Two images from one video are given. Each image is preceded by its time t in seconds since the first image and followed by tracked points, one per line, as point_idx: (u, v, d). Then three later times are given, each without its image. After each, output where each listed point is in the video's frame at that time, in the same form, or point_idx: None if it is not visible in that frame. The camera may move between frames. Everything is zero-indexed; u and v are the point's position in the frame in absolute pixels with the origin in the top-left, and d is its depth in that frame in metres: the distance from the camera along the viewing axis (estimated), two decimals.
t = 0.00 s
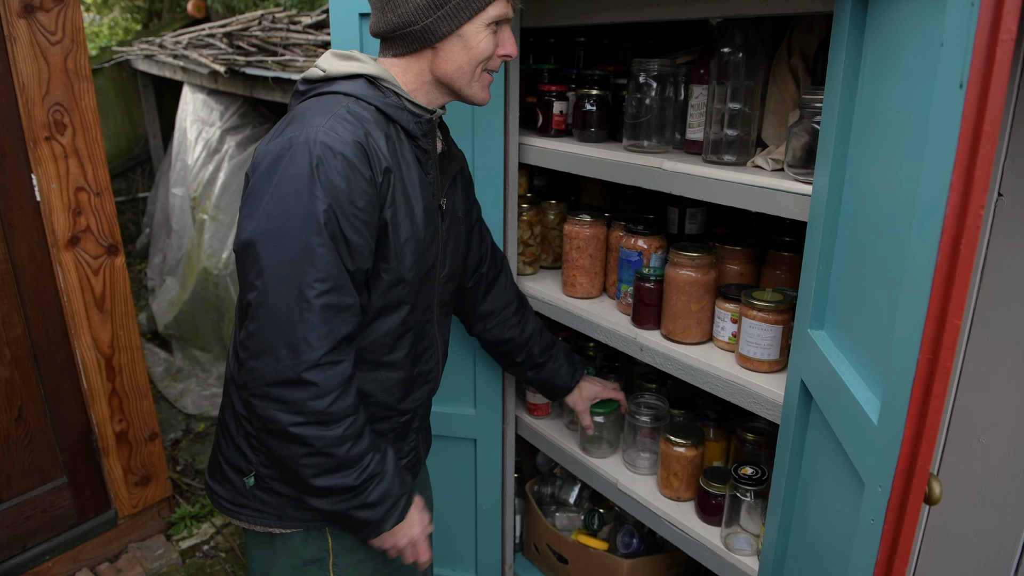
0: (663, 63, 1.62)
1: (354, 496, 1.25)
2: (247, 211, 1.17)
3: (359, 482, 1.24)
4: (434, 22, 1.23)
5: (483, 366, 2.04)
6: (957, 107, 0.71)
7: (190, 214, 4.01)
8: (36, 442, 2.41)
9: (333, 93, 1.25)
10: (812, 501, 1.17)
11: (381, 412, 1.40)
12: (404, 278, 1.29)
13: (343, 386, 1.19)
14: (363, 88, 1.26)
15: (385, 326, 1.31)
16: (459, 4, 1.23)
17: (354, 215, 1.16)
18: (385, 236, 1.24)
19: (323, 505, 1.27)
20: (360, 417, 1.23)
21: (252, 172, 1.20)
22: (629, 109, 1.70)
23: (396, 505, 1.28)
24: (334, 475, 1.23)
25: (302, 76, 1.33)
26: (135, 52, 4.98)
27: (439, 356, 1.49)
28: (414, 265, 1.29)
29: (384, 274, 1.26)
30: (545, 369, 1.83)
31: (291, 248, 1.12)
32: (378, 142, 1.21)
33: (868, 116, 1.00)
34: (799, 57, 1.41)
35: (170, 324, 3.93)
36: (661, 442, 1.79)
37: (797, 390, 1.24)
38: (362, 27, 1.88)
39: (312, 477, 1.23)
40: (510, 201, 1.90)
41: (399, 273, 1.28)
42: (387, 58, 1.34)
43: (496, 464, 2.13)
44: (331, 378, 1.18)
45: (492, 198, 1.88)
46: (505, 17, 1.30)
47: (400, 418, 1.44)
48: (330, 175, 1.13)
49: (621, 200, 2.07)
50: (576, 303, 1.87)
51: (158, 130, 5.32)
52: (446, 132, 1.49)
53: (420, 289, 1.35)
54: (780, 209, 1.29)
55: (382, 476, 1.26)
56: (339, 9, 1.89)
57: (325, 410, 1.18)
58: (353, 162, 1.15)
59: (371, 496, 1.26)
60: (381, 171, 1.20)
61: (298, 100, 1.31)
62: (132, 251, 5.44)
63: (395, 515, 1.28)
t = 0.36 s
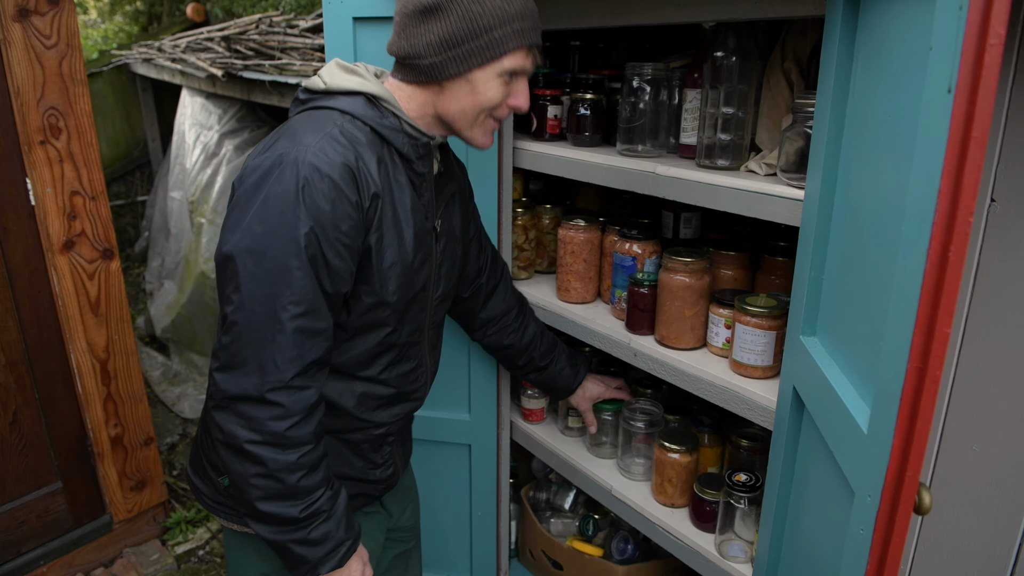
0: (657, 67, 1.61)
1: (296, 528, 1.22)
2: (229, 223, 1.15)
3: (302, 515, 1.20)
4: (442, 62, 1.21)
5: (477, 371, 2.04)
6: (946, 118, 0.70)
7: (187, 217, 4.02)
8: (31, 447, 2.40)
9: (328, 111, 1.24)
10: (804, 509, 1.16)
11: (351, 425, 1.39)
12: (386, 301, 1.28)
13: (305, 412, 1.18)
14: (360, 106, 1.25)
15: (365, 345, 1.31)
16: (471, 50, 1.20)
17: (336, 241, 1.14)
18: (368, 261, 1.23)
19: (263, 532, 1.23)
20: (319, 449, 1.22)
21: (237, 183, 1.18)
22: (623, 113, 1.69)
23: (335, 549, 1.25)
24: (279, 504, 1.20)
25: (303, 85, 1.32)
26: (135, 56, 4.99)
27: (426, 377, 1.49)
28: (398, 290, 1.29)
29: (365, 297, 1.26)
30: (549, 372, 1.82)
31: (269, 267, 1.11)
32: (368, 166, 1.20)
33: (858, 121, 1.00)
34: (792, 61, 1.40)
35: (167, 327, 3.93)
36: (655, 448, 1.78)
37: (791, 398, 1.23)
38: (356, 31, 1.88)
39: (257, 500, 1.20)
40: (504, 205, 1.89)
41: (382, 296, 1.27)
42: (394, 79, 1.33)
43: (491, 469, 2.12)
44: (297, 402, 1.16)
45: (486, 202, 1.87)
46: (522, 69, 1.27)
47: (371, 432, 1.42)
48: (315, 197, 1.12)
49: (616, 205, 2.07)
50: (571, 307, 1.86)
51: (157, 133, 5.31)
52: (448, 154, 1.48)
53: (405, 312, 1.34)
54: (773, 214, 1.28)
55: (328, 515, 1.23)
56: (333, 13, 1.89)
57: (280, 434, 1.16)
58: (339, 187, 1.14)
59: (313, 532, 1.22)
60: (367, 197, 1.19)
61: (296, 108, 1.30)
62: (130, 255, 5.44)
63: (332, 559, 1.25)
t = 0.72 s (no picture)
0: (645, 71, 1.62)
1: (249, 552, 1.19)
2: (220, 257, 1.08)
3: (256, 540, 1.18)
4: (463, 140, 1.17)
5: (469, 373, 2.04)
6: (921, 114, 0.70)
7: (185, 222, 4.03)
8: (25, 449, 2.41)
9: (339, 159, 1.18)
10: (789, 508, 1.16)
11: (306, 447, 1.39)
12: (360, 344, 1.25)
13: (264, 447, 1.15)
14: (372, 160, 1.19)
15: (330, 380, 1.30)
16: (495, 135, 1.16)
17: (323, 300, 1.10)
18: (349, 317, 1.20)
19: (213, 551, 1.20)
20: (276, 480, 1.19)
21: (233, 215, 1.11)
22: (613, 117, 1.70)
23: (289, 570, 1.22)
24: (233, 529, 1.17)
25: (320, 116, 1.26)
26: (134, 61, 5.02)
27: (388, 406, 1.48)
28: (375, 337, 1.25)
29: (341, 343, 1.23)
30: (453, 401, 1.83)
31: (254, 312, 1.05)
32: (371, 229, 1.15)
33: (839, 119, 1.00)
34: (780, 64, 1.40)
35: (164, 331, 3.94)
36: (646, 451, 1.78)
37: (776, 398, 1.23)
38: (349, 34, 1.89)
39: (211, 526, 1.16)
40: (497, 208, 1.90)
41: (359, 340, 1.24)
42: (413, 134, 1.27)
43: (473, 472, 2.11)
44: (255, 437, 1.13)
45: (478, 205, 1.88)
46: (541, 155, 1.23)
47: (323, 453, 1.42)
48: (311, 254, 1.06)
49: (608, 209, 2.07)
50: (562, 310, 1.86)
51: (156, 138, 5.33)
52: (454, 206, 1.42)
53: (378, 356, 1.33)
54: (759, 215, 1.29)
55: (281, 539, 1.21)
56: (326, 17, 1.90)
57: (236, 467, 1.13)
58: (338, 250, 1.08)
59: (266, 555, 1.20)
60: (363, 263, 1.14)
61: (310, 138, 1.24)
62: (128, 259, 5.46)
63: None
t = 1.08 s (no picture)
0: (641, 64, 1.64)
1: (238, 566, 1.15)
2: (199, 263, 1.06)
3: (246, 552, 1.14)
4: (446, 127, 1.15)
5: (466, 369, 2.04)
6: (908, 89, 0.71)
7: (185, 224, 4.04)
8: (23, 447, 2.41)
9: (318, 157, 1.15)
10: (785, 496, 1.16)
11: (300, 454, 1.37)
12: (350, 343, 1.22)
13: (255, 456, 1.12)
14: (353, 156, 1.17)
15: (321, 384, 1.27)
16: (479, 120, 1.15)
17: (307, 301, 1.07)
18: (336, 318, 1.16)
19: (201, 565, 1.16)
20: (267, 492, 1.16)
21: (211, 220, 1.08)
22: (609, 111, 1.70)
23: None
24: (223, 542, 1.13)
25: (297, 114, 1.24)
26: (134, 64, 5.05)
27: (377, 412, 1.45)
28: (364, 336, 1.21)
29: (328, 345, 1.20)
30: (420, 417, 1.67)
31: (236, 320, 1.02)
32: (353, 228, 1.12)
33: (830, 106, 1.01)
34: (773, 56, 1.41)
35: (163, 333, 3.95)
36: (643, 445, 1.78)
37: (771, 386, 1.24)
38: (346, 29, 1.90)
39: (202, 538, 1.13)
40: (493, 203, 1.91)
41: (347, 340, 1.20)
42: (391, 126, 1.25)
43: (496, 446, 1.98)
44: (244, 447, 1.10)
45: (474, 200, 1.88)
46: (525, 140, 1.23)
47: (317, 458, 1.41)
48: (292, 255, 1.03)
49: (605, 204, 2.07)
50: (558, 305, 1.87)
51: (156, 142, 5.35)
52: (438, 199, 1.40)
53: (368, 358, 1.30)
54: (751, 204, 1.30)
55: (272, 552, 1.17)
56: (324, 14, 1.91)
57: (227, 478, 1.10)
58: (320, 251, 1.05)
59: (258, 567, 1.16)
60: (347, 263, 1.11)
61: (288, 136, 1.21)
62: (128, 263, 5.47)
63: None
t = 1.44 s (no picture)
0: (640, 54, 1.66)
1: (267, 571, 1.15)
2: (169, 248, 1.08)
3: (270, 557, 1.13)
4: (410, 41, 1.12)
5: (467, 359, 2.06)
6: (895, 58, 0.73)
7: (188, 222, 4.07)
8: (27, 438, 2.43)
9: (271, 114, 1.14)
10: (781, 472, 1.18)
11: (339, 441, 1.32)
12: (355, 315, 1.20)
13: (262, 449, 1.11)
14: (307, 106, 1.15)
15: (335, 364, 1.24)
16: (443, 28, 1.11)
17: (279, 264, 1.06)
18: (323, 282, 1.14)
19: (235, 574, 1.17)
20: (284, 490, 1.14)
21: (173, 203, 1.11)
22: (608, 101, 1.73)
23: None
24: (247, 548, 1.13)
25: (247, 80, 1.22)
26: (137, 65, 5.09)
27: (416, 392, 1.38)
28: (363, 302, 1.19)
29: (326, 318, 1.17)
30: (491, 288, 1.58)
31: (205, 299, 1.03)
32: (313, 177, 1.10)
33: (822, 88, 1.04)
34: (770, 44, 1.44)
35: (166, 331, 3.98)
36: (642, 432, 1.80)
37: (767, 365, 1.25)
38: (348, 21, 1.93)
39: (223, 544, 1.14)
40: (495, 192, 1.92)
41: (346, 312, 1.18)
42: (351, 65, 1.22)
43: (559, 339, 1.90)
44: (245, 440, 1.09)
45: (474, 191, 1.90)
46: (495, 49, 1.19)
47: (360, 449, 1.34)
48: (247, 218, 1.03)
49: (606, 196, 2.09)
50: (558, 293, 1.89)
51: (159, 143, 5.37)
52: (425, 135, 1.34)
53: (378, 329, 1.26)
54: (748, 188, 1.32)
55: (299, 554, 1.16)
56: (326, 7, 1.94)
57: (231, 475, 1.10)
58: (278, 208, 1.04)
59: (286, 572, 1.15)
60: (312, 215, 1.09)
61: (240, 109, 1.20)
62: (130, 263, 5.50)
63: None
